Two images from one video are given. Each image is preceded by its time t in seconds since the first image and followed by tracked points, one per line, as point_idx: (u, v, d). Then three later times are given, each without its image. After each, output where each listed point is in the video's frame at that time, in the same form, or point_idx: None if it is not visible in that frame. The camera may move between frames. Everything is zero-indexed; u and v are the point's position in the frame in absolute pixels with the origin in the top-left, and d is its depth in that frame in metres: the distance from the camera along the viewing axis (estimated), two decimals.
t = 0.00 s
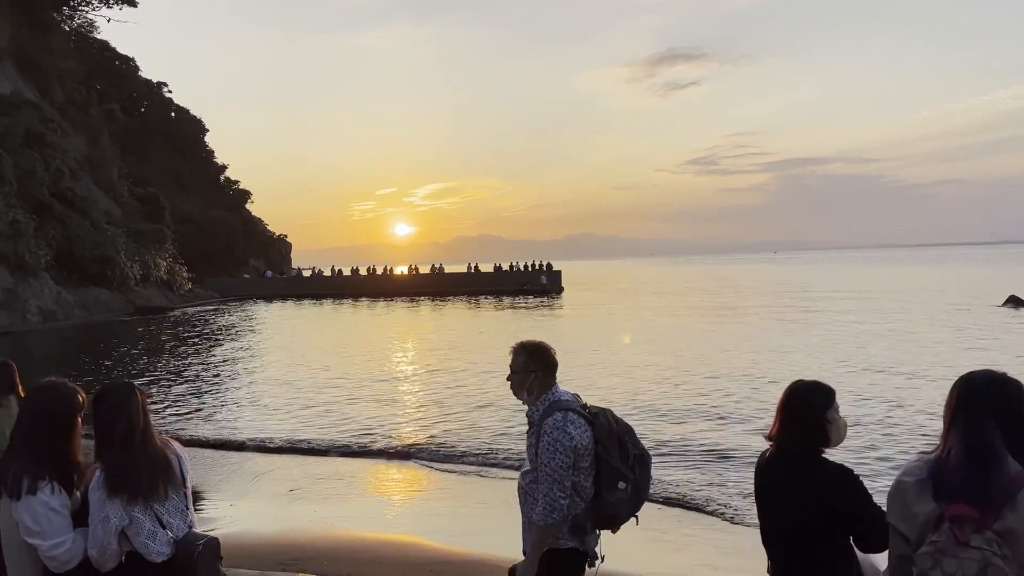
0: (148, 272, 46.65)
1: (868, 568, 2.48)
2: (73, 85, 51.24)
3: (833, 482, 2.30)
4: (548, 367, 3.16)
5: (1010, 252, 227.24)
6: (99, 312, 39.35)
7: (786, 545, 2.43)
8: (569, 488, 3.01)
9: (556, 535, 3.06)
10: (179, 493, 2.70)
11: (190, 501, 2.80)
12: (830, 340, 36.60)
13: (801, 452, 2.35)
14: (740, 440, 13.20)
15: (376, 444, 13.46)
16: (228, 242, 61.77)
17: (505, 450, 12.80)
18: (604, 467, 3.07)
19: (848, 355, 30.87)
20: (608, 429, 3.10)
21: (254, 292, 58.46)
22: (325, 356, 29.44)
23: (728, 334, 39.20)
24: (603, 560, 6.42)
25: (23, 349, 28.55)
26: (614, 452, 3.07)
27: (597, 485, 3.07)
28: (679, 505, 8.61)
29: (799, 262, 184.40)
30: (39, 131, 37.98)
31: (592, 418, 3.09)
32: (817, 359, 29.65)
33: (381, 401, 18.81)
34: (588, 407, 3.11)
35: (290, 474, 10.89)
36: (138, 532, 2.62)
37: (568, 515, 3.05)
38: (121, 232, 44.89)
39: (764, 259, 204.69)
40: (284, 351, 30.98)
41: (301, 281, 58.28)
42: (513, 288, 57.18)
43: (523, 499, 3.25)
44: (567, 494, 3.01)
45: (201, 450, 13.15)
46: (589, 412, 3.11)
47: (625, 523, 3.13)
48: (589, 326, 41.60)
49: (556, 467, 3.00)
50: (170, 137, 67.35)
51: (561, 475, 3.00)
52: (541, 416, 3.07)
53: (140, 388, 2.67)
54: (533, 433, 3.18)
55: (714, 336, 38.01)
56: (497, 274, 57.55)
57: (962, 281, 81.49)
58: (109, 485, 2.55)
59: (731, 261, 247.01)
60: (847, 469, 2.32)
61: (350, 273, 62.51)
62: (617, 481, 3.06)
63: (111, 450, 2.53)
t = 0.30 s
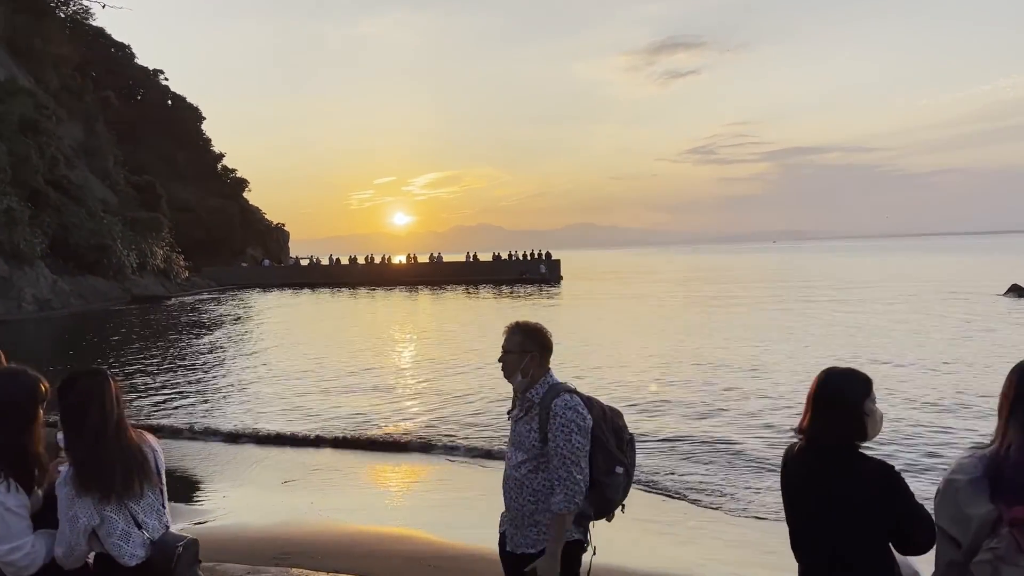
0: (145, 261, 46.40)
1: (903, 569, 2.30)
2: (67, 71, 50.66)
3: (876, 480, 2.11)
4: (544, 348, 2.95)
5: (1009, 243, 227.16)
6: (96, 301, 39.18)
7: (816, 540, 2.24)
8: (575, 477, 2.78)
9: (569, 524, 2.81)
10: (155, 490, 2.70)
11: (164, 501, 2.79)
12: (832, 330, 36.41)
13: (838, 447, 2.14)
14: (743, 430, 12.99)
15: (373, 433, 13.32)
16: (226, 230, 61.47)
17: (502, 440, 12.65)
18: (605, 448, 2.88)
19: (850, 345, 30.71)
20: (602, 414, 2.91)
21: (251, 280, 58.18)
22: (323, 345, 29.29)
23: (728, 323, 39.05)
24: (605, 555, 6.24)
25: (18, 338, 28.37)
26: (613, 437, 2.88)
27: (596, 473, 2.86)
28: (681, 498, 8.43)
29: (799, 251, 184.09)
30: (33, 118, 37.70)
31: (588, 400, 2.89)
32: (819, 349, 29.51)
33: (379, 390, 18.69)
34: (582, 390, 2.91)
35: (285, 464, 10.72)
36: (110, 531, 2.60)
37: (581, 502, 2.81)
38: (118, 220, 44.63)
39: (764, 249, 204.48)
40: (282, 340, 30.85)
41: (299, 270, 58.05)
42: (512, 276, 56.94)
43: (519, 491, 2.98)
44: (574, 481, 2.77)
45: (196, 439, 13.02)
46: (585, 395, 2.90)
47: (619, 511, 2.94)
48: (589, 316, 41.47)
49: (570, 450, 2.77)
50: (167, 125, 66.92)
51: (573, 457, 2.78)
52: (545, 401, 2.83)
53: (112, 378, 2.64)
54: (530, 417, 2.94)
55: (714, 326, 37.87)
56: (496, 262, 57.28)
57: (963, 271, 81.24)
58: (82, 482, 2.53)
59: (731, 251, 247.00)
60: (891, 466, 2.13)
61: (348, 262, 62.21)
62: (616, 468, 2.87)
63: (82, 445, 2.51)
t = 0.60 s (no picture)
0: (142, 249, 46.06)
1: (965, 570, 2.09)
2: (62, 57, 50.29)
3: (940, 467, 1.89)
4: (544, 325, 2.72)
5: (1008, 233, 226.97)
6: (92, 288, 38.89)
7: (870, 532, 2.03)
8: (588, 455, 2.55)
9: (585, 509, 2.56)
10: (143, 479, 2.54)
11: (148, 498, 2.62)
12: (833, 319, 36.20)
13: (895, 431, 1.94)
14: (747, 420, 12.76)
15: (372, 422, 13.12)
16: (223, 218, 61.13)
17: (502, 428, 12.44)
18: (613, 427, 2.68)
19: (852, 334, 30.50)
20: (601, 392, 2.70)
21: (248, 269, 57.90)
22: (321, 334, 29.09)
23: (728, 312, 38.88)
24: (612, 548, 6.03)
25: (13, 326, 28.14)
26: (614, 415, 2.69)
27: (604, 455, 2.64)
28: (687, 490, 8.21)
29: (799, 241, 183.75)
30: (28, 104, 37.33)
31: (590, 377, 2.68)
32: (820, 338, 29.32)
33: (378, 379, 18.49)
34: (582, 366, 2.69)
35: (282, 454, 10.50)
36: (98, 523, 2.42)
37: (596, 484, 2.57)
38: (114, 208, 44.33)
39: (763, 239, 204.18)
40: (280, 328, 30.64)
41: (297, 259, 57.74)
42: (511, 265, 56.70)
43: (526, 481, 2.71)
44: (589, 461, 2.54)
45: (190, 428, 12.81)
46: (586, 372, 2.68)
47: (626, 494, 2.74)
48: (589, 305, 41.28)
49: (582, 428, 2.54)
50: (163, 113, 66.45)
51: (585, 436, 2.55)
52: (548, 379, 2.60)
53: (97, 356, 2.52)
54: (531, 399, 2.69)
55: (714, 315, 37.68)
56: (494, 251, 57.01)
57: (964, 261, 81.08)
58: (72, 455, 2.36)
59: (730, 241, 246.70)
60: (956, 455, 1.92)
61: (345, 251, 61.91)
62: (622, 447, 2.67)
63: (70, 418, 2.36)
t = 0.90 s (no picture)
0: (140, 238, 45.77)
1: None
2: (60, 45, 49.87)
3: None
4: (562, 311, 2.51)
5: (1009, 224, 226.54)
6: (89, 277, 38.60)
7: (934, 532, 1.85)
8: (620, 450, 2.34)
9: (619, 508, 2.34)
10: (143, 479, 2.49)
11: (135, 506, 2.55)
12: (835, 310, 35.96)
13: (978, 426, 1.77)
14: (755, 412, 12.51)
15: (371, 413, 12.89)
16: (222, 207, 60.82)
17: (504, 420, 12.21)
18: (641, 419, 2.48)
19: (854, 326, 30.28)
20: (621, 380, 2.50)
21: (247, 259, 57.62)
22: (321, 324, 28.87)
23: (730, 304, 38.65)
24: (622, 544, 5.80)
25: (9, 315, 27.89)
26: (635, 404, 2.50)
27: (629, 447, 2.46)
28: (695, 484, 7.98)
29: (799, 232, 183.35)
30: (25, 92, 37.02)
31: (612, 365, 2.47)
32: (823, 329, 29.09)
33: (378, 369, 18.27)
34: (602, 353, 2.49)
35: (281, 446, 10.28)
36: (110, 521, 2.33)
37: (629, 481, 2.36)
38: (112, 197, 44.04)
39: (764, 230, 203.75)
40: (278, 318, 30.42)
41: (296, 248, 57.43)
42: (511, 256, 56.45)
43: (552, 482, 2.47)
44: (622, 456, 2.33)
45: (187, 419, 12.59)
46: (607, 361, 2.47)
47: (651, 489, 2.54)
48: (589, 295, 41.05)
49: (614, 420, 2.32)
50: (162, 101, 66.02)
51: (617, 429, 2.33)
52: (573, 369, 2.37)
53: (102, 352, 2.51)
54: (553, 391, 2.44)
55: (716, 306, 37.43)
56: (494, 241, 56.74)
57: (966, 253, 80.78)
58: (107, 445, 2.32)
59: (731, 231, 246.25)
60: None
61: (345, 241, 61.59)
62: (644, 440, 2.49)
63: (103, 407, 2.34)
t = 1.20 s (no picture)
0: (141, 227, 45.54)
1: None
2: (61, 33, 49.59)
3: None
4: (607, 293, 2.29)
5: (1015, 217, 225.41)
6: (90, 267, 38.34)
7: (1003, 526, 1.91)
8: (674, 451, 2.12)
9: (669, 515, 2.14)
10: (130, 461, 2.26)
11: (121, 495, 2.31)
12: (841, 303, 35.61)
13: None
14: (764, 405, 12.24)
15: (372, 405, 12.66)
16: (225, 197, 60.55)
17: (508, 413, 11.96)
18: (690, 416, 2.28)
19: (861, 319, 29.96)
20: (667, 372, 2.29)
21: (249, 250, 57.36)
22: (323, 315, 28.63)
23: (735, 296, 38.32)
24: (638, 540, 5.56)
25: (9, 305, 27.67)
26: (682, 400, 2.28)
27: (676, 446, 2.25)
28: (709, 478, 7.71)
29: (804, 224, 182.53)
30: (26, 81, 36.75)
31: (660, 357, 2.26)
32: (829, 322, 28.77)
33: (380, 360, 18.04)
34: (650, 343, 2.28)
35: (282, 438, 10.04)
36: (106, 501, 2.09)
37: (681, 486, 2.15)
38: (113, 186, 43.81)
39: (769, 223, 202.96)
40: (280, 309, 30.20)
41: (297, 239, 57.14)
42: (514, 247, 56.13)
43: (593, 485, 2.23)
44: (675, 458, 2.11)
45: (185, 410, 12.34)
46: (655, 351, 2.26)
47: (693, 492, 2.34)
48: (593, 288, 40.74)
49: (670, 418, 2.10)
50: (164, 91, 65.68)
51: (670, 428, 2.12)
52: (624, 358, 2.15)
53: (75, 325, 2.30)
54: (598, 381, 2.21)
55: (721, 299, 37.13)
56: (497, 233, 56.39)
57: (972, 246, 80.14)
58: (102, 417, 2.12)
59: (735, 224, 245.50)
60: None
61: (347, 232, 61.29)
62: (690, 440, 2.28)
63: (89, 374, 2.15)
